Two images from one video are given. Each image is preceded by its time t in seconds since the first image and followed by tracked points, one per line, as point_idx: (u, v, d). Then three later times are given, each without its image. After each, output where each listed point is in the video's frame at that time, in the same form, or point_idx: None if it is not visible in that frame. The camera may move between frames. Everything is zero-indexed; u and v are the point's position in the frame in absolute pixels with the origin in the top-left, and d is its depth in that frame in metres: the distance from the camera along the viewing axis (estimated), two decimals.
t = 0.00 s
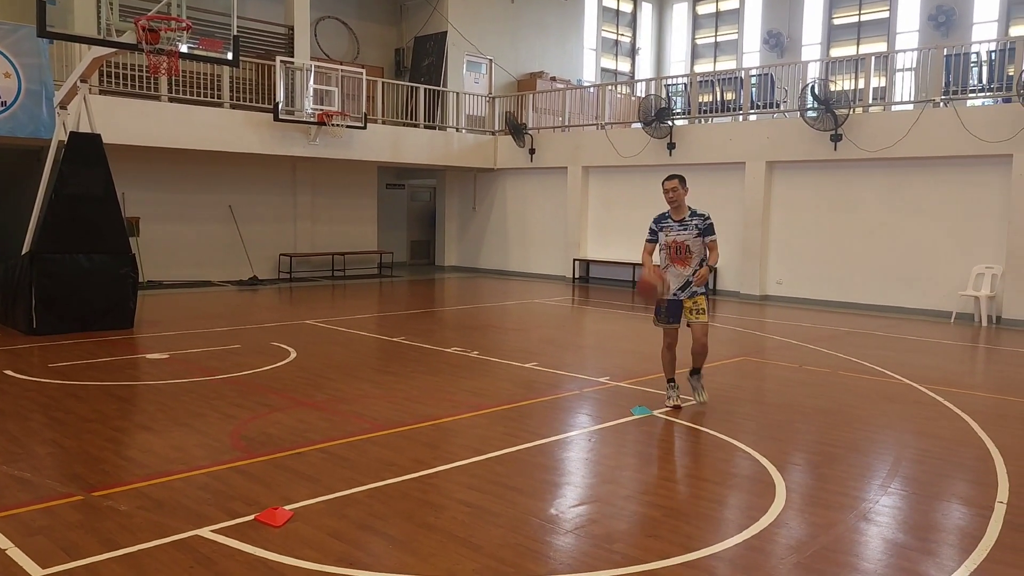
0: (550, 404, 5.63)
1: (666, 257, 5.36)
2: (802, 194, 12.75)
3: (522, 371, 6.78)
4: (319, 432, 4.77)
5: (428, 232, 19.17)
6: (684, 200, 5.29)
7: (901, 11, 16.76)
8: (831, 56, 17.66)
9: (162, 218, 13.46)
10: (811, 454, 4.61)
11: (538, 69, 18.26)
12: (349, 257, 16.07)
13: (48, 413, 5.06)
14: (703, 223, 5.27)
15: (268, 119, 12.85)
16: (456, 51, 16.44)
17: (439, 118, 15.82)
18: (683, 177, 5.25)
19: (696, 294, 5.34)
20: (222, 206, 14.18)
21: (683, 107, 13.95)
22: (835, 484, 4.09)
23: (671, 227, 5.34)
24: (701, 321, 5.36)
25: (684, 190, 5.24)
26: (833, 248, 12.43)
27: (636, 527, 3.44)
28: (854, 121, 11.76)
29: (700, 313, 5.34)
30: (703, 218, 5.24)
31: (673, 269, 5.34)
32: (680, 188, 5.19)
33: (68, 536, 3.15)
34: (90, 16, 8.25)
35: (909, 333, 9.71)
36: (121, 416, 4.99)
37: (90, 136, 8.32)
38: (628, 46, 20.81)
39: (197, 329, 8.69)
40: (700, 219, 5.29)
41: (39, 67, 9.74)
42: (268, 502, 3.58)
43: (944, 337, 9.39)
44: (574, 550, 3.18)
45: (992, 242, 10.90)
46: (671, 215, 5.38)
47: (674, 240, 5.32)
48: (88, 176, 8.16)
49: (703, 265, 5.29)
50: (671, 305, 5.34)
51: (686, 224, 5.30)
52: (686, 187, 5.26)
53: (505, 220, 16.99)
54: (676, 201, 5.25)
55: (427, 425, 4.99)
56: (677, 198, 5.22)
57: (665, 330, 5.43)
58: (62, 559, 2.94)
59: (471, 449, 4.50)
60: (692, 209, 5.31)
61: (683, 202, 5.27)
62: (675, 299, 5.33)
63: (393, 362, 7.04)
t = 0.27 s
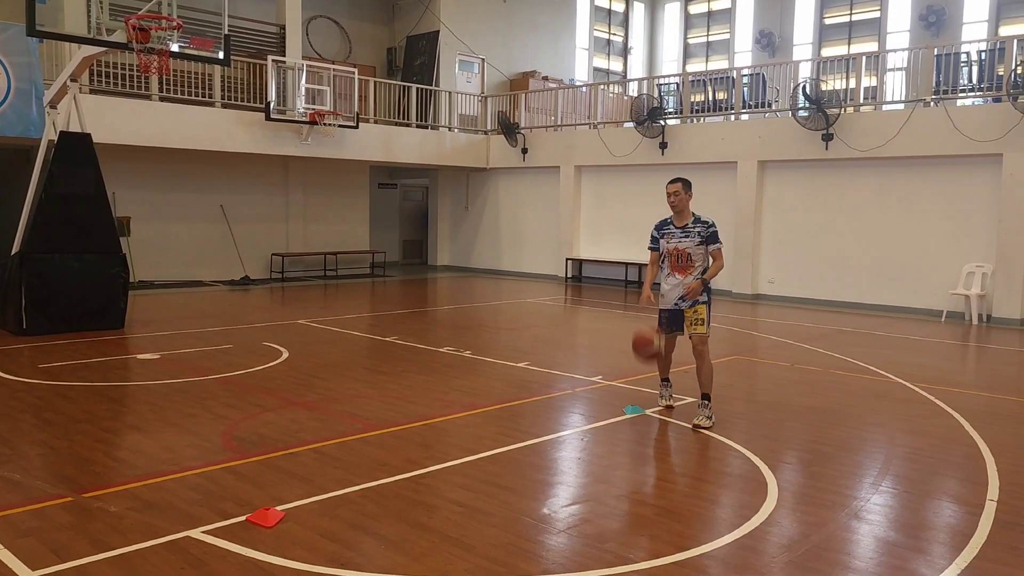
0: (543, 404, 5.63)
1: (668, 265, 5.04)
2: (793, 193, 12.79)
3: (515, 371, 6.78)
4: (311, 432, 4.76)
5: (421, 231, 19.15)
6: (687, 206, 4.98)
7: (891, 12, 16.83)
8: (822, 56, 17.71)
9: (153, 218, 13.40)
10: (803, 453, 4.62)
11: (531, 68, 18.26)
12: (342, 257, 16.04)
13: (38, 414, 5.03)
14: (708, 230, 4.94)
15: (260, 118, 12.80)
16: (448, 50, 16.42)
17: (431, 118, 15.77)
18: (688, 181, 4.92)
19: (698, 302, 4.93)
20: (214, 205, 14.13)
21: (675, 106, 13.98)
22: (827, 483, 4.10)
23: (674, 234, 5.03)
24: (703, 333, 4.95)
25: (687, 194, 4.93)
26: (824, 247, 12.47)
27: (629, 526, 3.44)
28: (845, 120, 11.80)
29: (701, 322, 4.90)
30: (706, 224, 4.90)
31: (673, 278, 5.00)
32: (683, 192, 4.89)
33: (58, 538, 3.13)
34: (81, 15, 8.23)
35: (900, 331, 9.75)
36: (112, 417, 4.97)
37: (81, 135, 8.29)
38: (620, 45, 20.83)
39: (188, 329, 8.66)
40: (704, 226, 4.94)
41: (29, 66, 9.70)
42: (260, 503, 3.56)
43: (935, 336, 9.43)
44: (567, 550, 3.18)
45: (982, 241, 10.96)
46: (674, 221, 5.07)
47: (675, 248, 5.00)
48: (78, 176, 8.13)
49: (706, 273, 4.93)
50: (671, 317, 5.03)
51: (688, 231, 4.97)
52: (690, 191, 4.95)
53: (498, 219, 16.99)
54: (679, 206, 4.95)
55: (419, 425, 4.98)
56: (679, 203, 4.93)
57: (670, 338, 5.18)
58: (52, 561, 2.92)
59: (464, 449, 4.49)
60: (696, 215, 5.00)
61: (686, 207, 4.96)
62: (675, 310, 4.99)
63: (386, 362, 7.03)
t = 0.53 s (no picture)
0: (535, 404, 5.64)
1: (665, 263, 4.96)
2: (785, 193, 12.82)
3: (508, 372, 6.78)
4: (304, 434, 4.74)
5: (413, 232, 19.13)
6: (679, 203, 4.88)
7: (882, 12, 16.90)
8: (813, 57, 17.78)
9: (144, 219, 13.34)
10: (795, 453, 4.63)
11: (523, 68, 18.26)
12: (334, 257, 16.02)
13: (28, 417, 5.00)
14: (700, 224, 4.82)
15: (252, 119, 12.77)
16: (440, 51, 16.42)
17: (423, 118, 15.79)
18: (678, 176, 4.81)
19: (694, 305, 4.84)
20: (206, 206, 14.08)
21: (667, 107, 14.01)
22: (818, 483, 4.11)
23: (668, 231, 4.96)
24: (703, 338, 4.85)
25: (679, 190, 4.82)
26: (816, 247, 12.51)
27: (621, 527, 3.44)
28: (836, 121, 11.84)
29: (699, 327, 4.81)
30: (697, 218, 4.80)
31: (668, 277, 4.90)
32: (675, 187, 4.78)
33: (48, 541, 3.11)
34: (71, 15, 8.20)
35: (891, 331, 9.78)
36: (103, 420, 4.94)
37: (71, 136, 8.26)
38: (612, 46, 20.88)
39: (179, 330, 8.62)
40: (693, 221, 4.85)
41: (18, 67, 9.65)
42: (251, 506, 3.55)
43: (926, 336, 9.47)
44: (559, 551, 3.18)
45: (972, 241, 11.02)
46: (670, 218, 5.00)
47: (669, 245, 4.93)
48: (72, 176, 8.11)
49: (700, 270, 4.80)
50: (670, 319, 4.89)
51: (680, 227, 4.89)
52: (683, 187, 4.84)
53: (490, 219, 16.98)
54: (671, 203, 4.84)
55: (412, 426, 4.98)
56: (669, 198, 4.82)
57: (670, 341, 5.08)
58: (42, 565, 2.91)
59: (456, 450, 4.49)
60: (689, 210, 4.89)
61: (677, 203, 4.85)
62: (672, 311, 4.88)
63: (378, 363, 7.02)
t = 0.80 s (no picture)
0: (529, 406, 5.63)
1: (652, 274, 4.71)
2: (778, 194, 12.85)
3: (501, 373, 6.77)
4: (296, 436, 4.73)
5: (407, 233, 19.11)
6: (658, 209, 4.63)
7: (874, 13, 16.96)
8: (805, 58, 17.83)
9: (136, 220, 13.30)
10: (788, 453, 4.64)
11: (516, 69, 18.26)
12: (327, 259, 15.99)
13: (18, 420, 4.97)
14: (677, 230, 4.54)
15: (244, 120, 12.73)
16: (433, 52, 16.41)
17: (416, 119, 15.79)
18: (652, 182, 4.60)
19: (677, 315, 4.55)
20: (198, 207, 14.04)
21: (660, 108, 14.02)
22: (811, 484, 4.12)
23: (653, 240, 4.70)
24: (686, 349, 4.58)
25: (654, 196, 4.58)
26: (808, 248, 12.55)
27: (615, 528, 3.45)
28: (828, 122, 11.88)
29: (682, 339, 4.54)
30: (671, 225, 4.52)
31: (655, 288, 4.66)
32: (649, 194, 4.57)
33: (38, 545, 3.10)
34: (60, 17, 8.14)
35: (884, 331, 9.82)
36: (94, 422, 4.92)
37: (62, 137, 8.22)
38: (605, 47, 20.91)
39: (171, 332, 8.59)
40: (670, 227, 4.56)
41: (9, 67, 9.69)
42: (244, 508, 3.54)
43: (918, 336, 9.51)
44: (553, 552, 3.18)
45: (963, 242, 11.08)
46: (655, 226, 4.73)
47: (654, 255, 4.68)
48: (64, 178, 8.09)
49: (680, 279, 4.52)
50: (654, 331, 4.64)
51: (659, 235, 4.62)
52: (659, 192, 4.59)
53: (484, 220, 16.98)
54: (647, 209, 4.61)
55: (405, 428, 4.97)
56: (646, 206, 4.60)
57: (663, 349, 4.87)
58: (32, 568, 2.89)
59: (449, 452, 4.48)
60: (669, 216, 4.62)
61: (655, 209, 4.61)
62: (656, 322, 4.62)
63: (371, 364, 7.00)
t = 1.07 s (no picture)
0: (523, 407, 5.64)
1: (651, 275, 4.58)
2: (771, 195, 12.89)
3: (495, 374, 6.78)
4: (290, 438, 4.73)
5: (401, 234, 19.10)
6: (645, 207, 4.55)
7: (867, 15, 17.03)
8: (798, 59, 17.89)
9: (129, 222, 13.26)
10: (782, 454, 4.66)
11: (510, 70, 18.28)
12: (320, 260, 15.97)
13: (11, 422, 4.96)
14: (658, 225, 4.39)
15: (238, 121, 12.71)
16: (427, 54, 16.42)
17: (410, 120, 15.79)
18: (638, 180, 4.54)
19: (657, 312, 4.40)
20: (191, 209, 14.01)
21: (654, 109, 14.06)
22: (805, 484, 4.14)
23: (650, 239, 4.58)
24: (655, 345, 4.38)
25: (638, 193, 4.52)
26: (801, 249, 12.58)
27: (609, 529, 3.45)
28: (821, 123, 11.93)
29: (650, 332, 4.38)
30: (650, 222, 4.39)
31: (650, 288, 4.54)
32: (632, 191, 4.52)
33: (31, 548, 3.09)
34: (53, 18, 8.06)
35: (878, 332, 9.84)
36: (87, 424, 4.91)
37: (55, 139, 8.24)
38: (598, 48, 20.96)
39: (165, 334, 8.57)
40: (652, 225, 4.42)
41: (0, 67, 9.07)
42: (238, 511, 3.53)
43: (911, 336, 9.53)
44: (547, 554, 3.18)
45: (955, 242, 11.12)
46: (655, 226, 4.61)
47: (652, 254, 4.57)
48: (56, 181, 8.07)
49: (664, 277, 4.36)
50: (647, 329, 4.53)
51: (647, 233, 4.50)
52: (645, 190, 4.52)
53: (477, 221, 16.98)
54: (634, 208, 4.55)
55: (399, 430, 4.97)
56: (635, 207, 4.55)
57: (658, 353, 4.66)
58: (25, 571, 2.88)
59: (444, 453, 4.49)
60: (655, 215, 4.50)
61: (641, 208, 4.54)
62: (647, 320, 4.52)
63: (366, 366, 7.00)
